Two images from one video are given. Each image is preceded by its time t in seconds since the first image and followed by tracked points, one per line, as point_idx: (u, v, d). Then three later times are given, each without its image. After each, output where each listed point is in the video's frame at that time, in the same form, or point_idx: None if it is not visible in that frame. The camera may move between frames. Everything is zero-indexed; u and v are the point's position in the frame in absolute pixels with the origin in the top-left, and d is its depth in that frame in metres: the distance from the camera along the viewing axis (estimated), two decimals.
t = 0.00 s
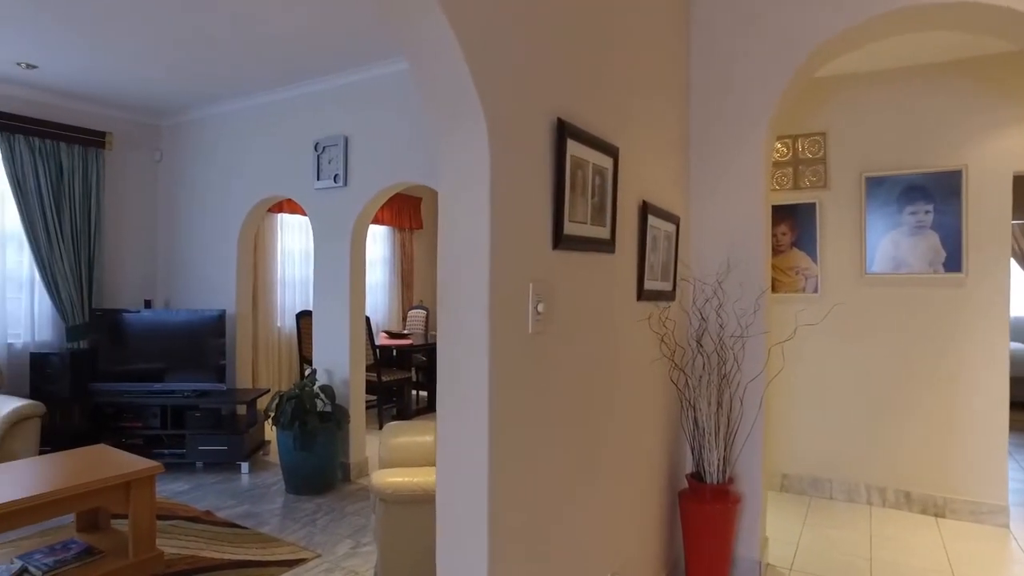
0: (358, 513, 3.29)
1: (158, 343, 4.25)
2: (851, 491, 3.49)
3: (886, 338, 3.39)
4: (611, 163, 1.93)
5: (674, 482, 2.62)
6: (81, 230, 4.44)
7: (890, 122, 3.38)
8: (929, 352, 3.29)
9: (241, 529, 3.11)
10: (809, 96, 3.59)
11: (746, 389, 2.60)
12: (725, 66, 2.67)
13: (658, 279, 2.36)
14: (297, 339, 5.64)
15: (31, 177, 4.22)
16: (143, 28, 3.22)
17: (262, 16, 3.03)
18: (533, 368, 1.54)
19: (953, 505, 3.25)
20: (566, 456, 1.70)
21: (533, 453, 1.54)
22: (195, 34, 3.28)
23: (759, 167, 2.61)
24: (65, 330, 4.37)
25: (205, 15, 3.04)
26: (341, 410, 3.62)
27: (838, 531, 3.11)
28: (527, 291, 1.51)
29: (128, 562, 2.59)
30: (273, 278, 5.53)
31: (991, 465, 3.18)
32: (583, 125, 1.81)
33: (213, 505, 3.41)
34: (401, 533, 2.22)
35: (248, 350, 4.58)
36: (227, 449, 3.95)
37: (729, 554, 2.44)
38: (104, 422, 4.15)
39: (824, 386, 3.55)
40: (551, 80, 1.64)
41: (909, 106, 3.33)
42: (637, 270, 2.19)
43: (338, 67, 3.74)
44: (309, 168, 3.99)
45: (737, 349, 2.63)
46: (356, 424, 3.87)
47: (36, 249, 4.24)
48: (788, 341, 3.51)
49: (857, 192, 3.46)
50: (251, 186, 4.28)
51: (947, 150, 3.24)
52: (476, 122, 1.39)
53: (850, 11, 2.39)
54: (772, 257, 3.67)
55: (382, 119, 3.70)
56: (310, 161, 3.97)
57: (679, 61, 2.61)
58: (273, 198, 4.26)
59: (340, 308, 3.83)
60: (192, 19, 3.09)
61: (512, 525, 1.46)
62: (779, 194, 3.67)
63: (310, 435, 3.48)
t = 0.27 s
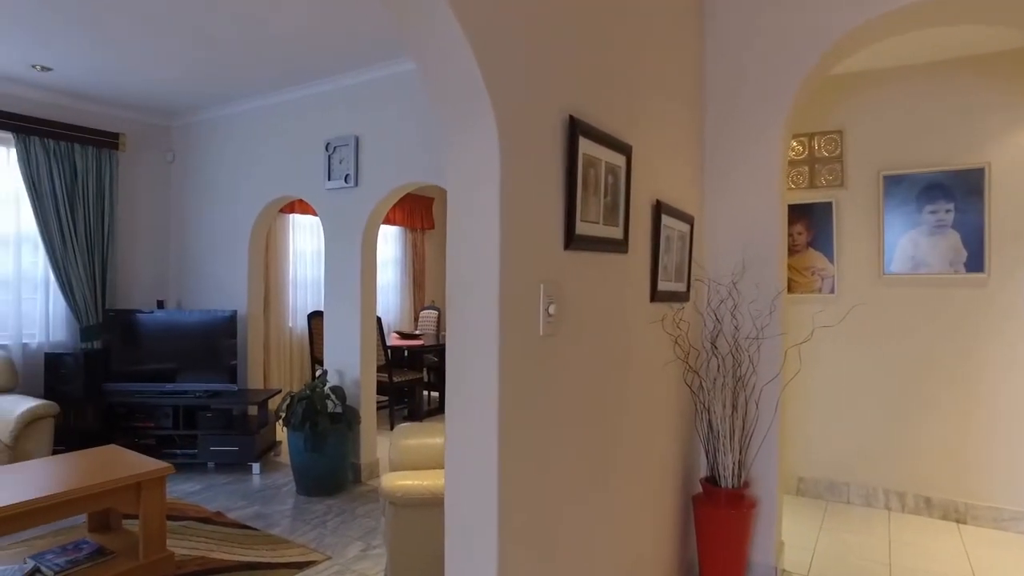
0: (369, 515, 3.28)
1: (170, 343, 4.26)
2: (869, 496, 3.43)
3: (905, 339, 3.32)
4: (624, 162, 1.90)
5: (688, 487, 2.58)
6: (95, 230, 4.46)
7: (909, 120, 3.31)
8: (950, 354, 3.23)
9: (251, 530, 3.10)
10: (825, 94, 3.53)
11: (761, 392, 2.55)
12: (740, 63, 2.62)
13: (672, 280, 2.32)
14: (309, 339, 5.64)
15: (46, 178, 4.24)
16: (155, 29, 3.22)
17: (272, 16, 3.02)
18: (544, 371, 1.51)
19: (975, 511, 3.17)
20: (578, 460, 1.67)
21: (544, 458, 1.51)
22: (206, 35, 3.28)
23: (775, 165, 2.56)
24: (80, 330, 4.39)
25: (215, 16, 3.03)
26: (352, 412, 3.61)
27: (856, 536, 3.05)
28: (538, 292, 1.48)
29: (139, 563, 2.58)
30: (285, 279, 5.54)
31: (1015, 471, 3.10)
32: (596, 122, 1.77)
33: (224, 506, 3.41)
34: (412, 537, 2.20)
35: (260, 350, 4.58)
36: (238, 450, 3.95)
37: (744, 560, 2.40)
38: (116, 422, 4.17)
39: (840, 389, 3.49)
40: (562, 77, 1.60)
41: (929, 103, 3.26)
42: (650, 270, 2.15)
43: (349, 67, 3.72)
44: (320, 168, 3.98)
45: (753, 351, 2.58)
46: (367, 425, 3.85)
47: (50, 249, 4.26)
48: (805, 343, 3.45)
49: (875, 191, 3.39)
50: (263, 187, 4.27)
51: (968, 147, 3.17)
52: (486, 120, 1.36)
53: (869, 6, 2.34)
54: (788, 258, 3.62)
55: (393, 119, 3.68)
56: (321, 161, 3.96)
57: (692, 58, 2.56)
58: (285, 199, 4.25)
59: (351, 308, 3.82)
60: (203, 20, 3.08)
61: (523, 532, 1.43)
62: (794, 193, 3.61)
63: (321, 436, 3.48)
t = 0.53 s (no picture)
0: (380, 517, 3.26)
1: (185, 343, 4.27)
2: (888, 500, 3.37)
3: (926, 341, 3.26)
4: (639, 160, 1.86)
5: (704, 490, 2.53)
6: (110, 231, 4.48)
7: (930, 116, 3.24)
8: (971, 356, 3.16)
9: (263, 531, 3.10)
10: (843, 91, 3.47)
11: (778, 394, 2.51)
12: (757, 59, 2.58)
13: (687, 280, 2.29)
14: (322, 339, 5.64)
15: (62, 179, 4.27)
16: (169, 30, 3.22)
17: (284, 16, 3.02)
18: (557, 372, 1.48)
19: (999, 517, 3.10)
20: (591, 464, 1.64)
21: (557, 461, 1.48)
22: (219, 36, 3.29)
23: (793, 163, 2.51)
24: (95, 330, 4.42)
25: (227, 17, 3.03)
26: (364, 412, 3.60)
27: (876, 542, 3.00)
28: (551, 293, 1.45)
29: (152, 563, 2.58)
30: (298, 279, 5.55)
31: None
32: (610, 120, 1.74)
33: (237, 506, 3.41)
34: (423, 539, 2.18)
35: (273, 350, 4.59)
36: (251, 450, 3.95)
37: (761, 565, 2.35)
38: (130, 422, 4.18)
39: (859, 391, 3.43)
40: (575, 72, 1.57)
41: (950, 99, 3.19)
42: (665, 270, 2.11)
43: (362, 66, 3.71)
44: (332, 168, 3.97)
45: (770, 352, 2.54)
46: (379, 426, 3.84)
47: (67, 250, 4.28)
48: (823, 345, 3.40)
49: (895, 189, 3.33)
50: (276, 187, 4.28)
51: (991, 144, 3.09)
52: (497, 117, 1.33)
53: None
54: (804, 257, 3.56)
55: (405, 118, 3.66)
56: (333, 161, 3.96)
57: (708, 55, 2.52)
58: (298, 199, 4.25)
59: (363, 309, 3.81)
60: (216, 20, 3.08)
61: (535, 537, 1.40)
62: (812, 191, 3.56)
63: (333, 436, 3.47)
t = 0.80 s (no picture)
0: (392, 518, 3.25)
1: (199, 343, 4.28)
2: (908, 505, 3.30)
3: (947, 343, 3.19)
4: (653, 158, 1.83)
5: (718, 494, 2.50)
6: (126, 231, 4.50)
7: (951, 113, 3.17)
8: (994, 359, 3.08)
9: (276, 531, 3.09)
10: (862, 88, 3.41)
11: (796, 396, 2.46)
12: (773, 56, 2.54)
13: (702, 280, 2.25)
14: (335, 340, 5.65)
15: (79, 180, 4.30)
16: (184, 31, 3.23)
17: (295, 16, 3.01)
18: (570, 374, 1.45)
19: None
20: (605, 468, 1.61)
21: (570, 465, 1.46)
22: (232, 37, 3.30)
23: (810, 161, 2.46)
24: (111, 330, 4.45)
25: (240, 17, 3.04)
26: (376, 413, 3.60)
27: (895, 547, 2.94)
28: (563, 293, 1.43)
29: (165, 563, 2.58)
30: (311, 280, 5.56)
31: None
32: (624, 117, 1.71)
33: (250, 506, 3.41)
34: (435, 542, 2.16)
35: (286, 350, 4.59)
36: (264, 450, 3.96)
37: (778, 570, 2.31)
38: (144, 421, 4.22)
39: (878, 394, 3.37)
40: (588, 69, 1.55)
41: (971, 95, 3.12)
42: (680, 270, 2.08)
43: (374, 66, 3.70)
44: (345, 168, 3.97)
45: (787, 353, 2.49)
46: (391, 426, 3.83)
47: (83, 250, 4.31)
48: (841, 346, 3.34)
49: (914, 188, 3.26)
50: (289, 187, 4.28)
51: (1014, 140, 3.01)
52: (509, 115, 1.31)
53: None
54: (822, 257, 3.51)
55: (417, 118, 3.65)
56: (346, 161, 3.95)
57: (723, 52, 2.49)
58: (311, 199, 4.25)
59: (375, 309, 3.80)
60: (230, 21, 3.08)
61: (547, 542, 1.38)
62: (829, 190, 3.51)
63: (345, 437, 3.46)
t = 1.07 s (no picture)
0: (404, 520, 3.24)
1: (212, 343, 4.30)
2: (927, 510, 3.25)
3: (967, 345, 3.13)
4: (665, 158, 1.81)
5: (732, 498, 2.46)
6: (140, 233, 4.54)
7: (971, 111, 3.11)
8: (1016, 361, 3.02)
9: (287, 532, 3.10)
10: (878, 85, 3.36)
11: (811, 399, 2.42)
12: (789, 54, 2.50)
13: (716, 282, 2.22)
14: (347, 340, 5.66)
15: (95, 183, 4.34)
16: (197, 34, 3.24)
17: (307, 18, 3.01)
18: (580, 379, 1.43)
19: None
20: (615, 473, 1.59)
21: (580, 471, 1.43)
22: (244, 40, 3.30)
23: (826, 160, 2.42)
24: (126, 331, 4.50)
25: (252, 20, 3.05)
26: (387, 414, 3.60)
27: (914, 554, 2.89)
28: (573, 296, 1.41)
29: (177, 563, 2.58)
30: (324, 281, 5.58)
31: None
32: (635, 117, 1.69)
33: (262, 507, 3.42)
34: (446, 546, 2.15)
35: (298, 351, 4.61)
36: (276, 451, 3.97)
37: None
38: (158, 421, 4.23)
39: (895, 397, 3.32)
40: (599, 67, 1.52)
41: (992, 92, 3.06)
42: (693, 272, 2.05)
43: (386, 67, 3.70)
44: (357, 170, 3.97)
45: (802, 356, 2.45)
46: (403, 427, 3.83)
47: (99, 252, 4.35)
48: (858, 349, 3.29)
49: (933, 187, 3.21)
50: (302, 188, 4.29)
51: None
52: (518, 116, 1.29)
53: None
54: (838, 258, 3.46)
55: (428, 119, 3.64)
56: (358, 162, 3.95)
57: (737, 50, 2.45)
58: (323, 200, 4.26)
59: (387, 310, 3.80)
60: (243, 23, 3.09)
61: (556, 550, 1.36)
62: (845, 189, 3.46)
63: (357, 439, 3.47)
